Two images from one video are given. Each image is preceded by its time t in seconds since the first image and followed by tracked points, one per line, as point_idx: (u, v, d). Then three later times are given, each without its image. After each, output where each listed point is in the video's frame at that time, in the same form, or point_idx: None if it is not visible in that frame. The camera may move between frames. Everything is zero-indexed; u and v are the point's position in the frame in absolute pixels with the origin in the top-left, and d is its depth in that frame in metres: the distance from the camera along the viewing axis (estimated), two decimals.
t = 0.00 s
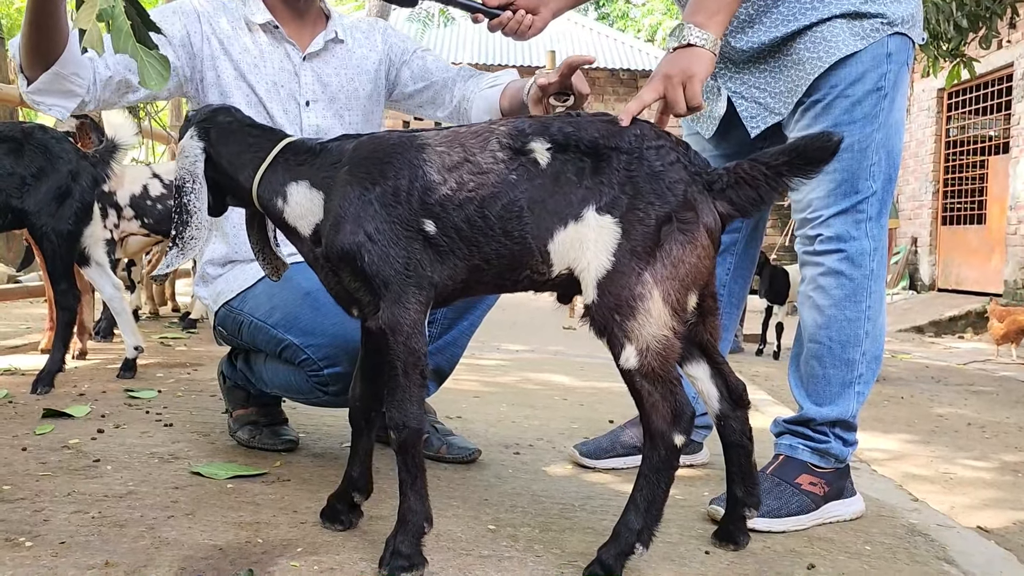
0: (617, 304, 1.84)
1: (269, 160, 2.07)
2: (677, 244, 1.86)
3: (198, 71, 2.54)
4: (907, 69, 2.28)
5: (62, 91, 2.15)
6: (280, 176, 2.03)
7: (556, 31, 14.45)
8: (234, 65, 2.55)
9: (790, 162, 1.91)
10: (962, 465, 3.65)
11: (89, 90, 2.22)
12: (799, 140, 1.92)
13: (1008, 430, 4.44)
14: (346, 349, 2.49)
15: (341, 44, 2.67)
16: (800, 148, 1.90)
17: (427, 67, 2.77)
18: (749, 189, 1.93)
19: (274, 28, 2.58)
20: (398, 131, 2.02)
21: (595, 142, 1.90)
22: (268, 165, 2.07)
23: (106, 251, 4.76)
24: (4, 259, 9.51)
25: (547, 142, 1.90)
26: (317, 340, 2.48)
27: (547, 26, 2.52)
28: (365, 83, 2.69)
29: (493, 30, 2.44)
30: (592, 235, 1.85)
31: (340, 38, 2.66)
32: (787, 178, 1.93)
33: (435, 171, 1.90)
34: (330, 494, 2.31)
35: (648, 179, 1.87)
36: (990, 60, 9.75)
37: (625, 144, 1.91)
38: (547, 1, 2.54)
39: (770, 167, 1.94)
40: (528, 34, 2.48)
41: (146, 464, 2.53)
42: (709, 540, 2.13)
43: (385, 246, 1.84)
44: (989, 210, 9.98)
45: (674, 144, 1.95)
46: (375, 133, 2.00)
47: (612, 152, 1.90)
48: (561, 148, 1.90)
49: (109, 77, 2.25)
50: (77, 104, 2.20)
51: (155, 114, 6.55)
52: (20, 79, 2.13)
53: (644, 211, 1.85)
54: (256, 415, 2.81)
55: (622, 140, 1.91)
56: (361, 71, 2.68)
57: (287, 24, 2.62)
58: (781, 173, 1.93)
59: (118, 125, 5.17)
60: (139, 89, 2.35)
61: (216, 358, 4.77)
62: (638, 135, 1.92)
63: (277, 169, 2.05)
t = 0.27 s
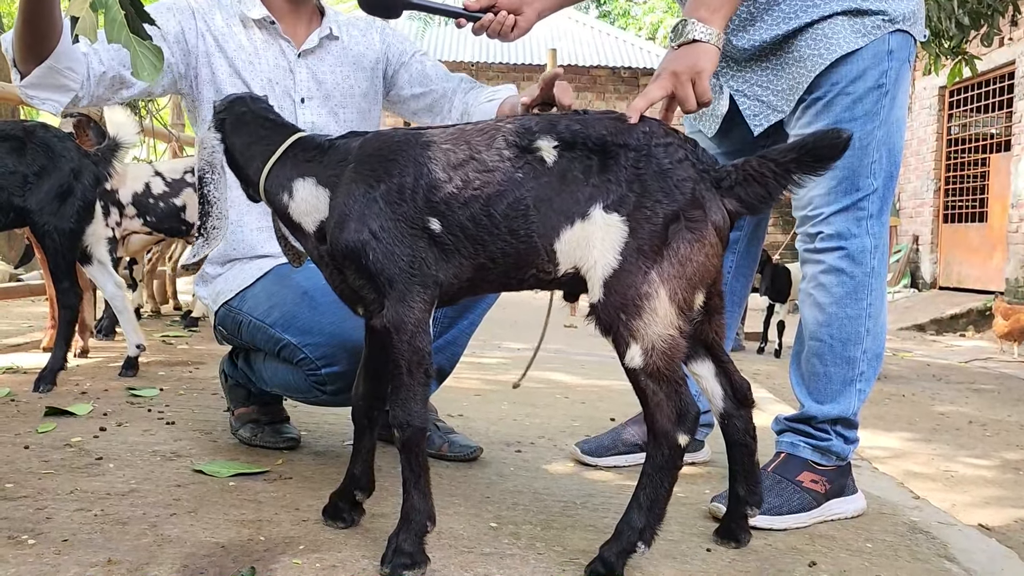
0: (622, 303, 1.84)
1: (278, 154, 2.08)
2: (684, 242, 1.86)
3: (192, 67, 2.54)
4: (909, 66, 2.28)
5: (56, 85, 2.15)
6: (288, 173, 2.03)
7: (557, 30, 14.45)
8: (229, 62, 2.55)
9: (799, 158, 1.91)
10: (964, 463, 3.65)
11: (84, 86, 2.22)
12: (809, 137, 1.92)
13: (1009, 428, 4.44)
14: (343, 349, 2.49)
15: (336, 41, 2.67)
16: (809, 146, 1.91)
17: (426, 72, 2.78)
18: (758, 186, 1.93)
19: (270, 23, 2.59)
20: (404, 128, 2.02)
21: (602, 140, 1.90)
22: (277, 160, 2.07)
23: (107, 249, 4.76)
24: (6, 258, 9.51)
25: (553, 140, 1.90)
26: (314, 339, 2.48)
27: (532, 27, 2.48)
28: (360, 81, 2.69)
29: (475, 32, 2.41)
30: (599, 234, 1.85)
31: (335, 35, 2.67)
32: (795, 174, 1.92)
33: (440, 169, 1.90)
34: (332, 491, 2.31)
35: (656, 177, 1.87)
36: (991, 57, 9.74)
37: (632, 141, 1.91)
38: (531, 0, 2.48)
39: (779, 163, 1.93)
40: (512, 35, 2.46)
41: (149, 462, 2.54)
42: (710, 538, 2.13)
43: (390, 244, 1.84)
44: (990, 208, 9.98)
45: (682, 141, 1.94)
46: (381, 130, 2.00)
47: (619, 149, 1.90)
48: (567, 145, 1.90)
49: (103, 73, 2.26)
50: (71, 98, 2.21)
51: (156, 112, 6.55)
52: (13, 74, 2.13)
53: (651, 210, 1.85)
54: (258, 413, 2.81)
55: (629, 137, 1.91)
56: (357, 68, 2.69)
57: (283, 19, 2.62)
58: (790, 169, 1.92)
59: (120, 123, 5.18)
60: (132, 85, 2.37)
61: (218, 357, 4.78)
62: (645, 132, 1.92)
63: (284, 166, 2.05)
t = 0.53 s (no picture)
0: (626, 301, 1.84)
1: (289, 147, 2.07)
2: (689, 241, 1.86)
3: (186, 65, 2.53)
4: (906, 63, 2.28)
5: (50, 83, 2.16)
6: (293, 169, 2.03)
7: (554, 26, 14.44)
8: (223, 58, 2.55)
9: (803, 154, 1.89)
10: (960, 459, 3.66)
11: (77, 84, 2.23)
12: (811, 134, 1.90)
13: (1006, 424, 4.46)
14: (342, 351, 2.49)
15: (330, 37, 2.67)
16: (813, 142, 1.88)
17: (417, 90, 2.80)
18: (763, 182, 1.93)
19: (266, 18, 2.58)
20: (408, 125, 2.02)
21: (607, 137, 1.90)
22: (285, 156, 2.08)
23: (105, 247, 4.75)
24: (4, 256, 9.51)
25: (558, 138, 1.90)
26: (313, 341, 2.48)
27: (530, 25, 2.48)
28: (355, 79, 2.68)
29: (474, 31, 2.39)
30: (603, 233, 1.85)
31: (330, 33, 2.67)
32: (799, 171, 1.91)
33: (443, 166, 1.89)
34: (331, 488, 2.32)
35: (660, 175, 1.87)
36: (989, 54, 9.76)
37: (637, 139, 1.90)
38: None
39: (784, 160, 1.91)
40: (510, 33, 2.44)
41: (147, 460, 2.54)
42: (708, 534, 2.13)
43: (392, 241, 1.84)
44: (987, 205, 10.00)
45: (687, 138, 1.94)
46: (384, 127, 2.00)
47: (624, 147, 1.90)
48: (572, 143, 1.90)
49: (97, 71, 2.27)
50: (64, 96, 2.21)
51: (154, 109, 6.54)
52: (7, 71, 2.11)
53: (656, 208, 1.85)
54: (256, 411, 2.82)
55: (634, 135, 1.91)
56: (352, 66, 2.68)
57: (279, 15, 2.63)
58: (794, 166, 1.90)
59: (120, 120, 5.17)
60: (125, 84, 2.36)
61: (216, 354, 4.78)
62: (649, 130, 1.92)
63: (292, 159, 2.05)
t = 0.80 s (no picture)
0: (621, 296, 1.83)
1: (285, 142, 2.05)
2: (685, 235, 1.86)
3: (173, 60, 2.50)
4: (897, 56, 2.28)
5: (38, 83, 2.12)
6: (288, 162, 2.01)
7: (546, 23, 14.42)
8: (210, 54, 2.53)
9: (802, 148, 1.88)
10: (951, 452, 3.67)
11: (65, 84, 2.19)
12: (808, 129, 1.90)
13: (996, 418, 4.47)
14: (333, 344, 2.49)
15: (318, 33, 2.66)
16: (812, 136, 1.87)
17: (392, 93, 2.73)
18: (761, 175, 1.93)
19: (252, 15, 2.56)
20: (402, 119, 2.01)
21: (603, 132, 1.89)
22: (279, 149, 2.05)
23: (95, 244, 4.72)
24: None
25: (553, 132, 1.89)
26: (304, 334, 2.47)
27: (523, 20, 2.47)
28: (342, 75, 2.67)
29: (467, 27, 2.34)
30: (598, 228, 1.84)
31: (318, 28, 2.66)
32: (799, 165, 1.90)
33: (437, 160, 1.88)
34: (321, 484, 2.30)
35: (657, 170, 1.86)
36: (979, 49, 9.79)
37: (634, 133, 1.89)
38: None
39: (782, 154, 1.91)
40: (502, 29, 2.42)
41: (136, 457, 2.52)
42: (700, 528, 2.13)
43: (385, 235, 1.83)
44: (977, 199, 10.03)
45: (683, 132, 1.93)
46: (378, 121, 1.99)
47: (621, 141, 1.89)
48: (567, 137, 1.89)
49: (85, 70, 2.23)
50: (53, 96, 2.17)
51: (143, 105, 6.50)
52: None
53: (652, 203, 1.84)
54: (246, 407, 2.80)
55: (630, 129, 1.90)
56: (339, 62, 2.66)
57: (266, 12, 2.61)
58: (793, 160, 1.90)
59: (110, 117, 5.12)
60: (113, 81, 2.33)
61: (206, 351, 4.75)
62: (646, 125, 1.91)
63: (287, 152, 2.03)
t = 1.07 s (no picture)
0: (601, 298, 1.82)
1: (268, 143, 2.03)
2: (666, 237, 1.85)
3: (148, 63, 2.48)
4: (879, 56, 2.28)
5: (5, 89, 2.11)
6: (269, 166, 2.00)
7: (532, 22, 14.41)
8: (185, 58, 2.50)
9: (783, 153, 1.88)
10: (936, 450, 3.69)
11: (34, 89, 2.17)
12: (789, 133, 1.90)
13: (980, 414, 4.49)
14: (314, 344, 2.46)
15: (297, 37, 2.64)
16: (794, 143, 1.87)
17: (365, 92, 2.64)
18: (741, 179, 1.91)
19: (227, 17, 2.54)
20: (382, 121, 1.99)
21: (584, 133, 1.88)
22: (260, 150, 2.04)
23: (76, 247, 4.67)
24: None
25: (533, 132, 1.88)
26: (287, 335, 2.44)
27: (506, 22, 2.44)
28: (321, 79, 2.65)
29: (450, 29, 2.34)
30: (578, 229, 1.83)
31: (297, 31, 2.64)
32: (779, 170, 1.90)
33: (417, 162, 1.87)
34: (304, 490, 2.29)
35: (637, 172, 1.86)
36: (962, 47, 9.86)
37: (615, 136, 1.89)
38: None
39: (763, 158, 1.90)
40: (485, 32, 2.40)
41: (116, 464, 2.49)
42: (684, 531, 2.12)
43: (366, 238, 1.81)
44: (962, 196, 10.09)
45: (666, 135, 1.92)
46: (357, 124, 1.97)
47: (602, 144, 1.88)
48: (548, 138, 1.88)
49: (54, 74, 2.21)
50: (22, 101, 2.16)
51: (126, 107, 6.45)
52: None
53: (632, 205, 1.83)
54: (229, 412, 2.78)
55: (612, 133, 1.89)
56: (318, 65, 2.65)
57: (244, 15, 2.61)
58: (774, 164, 1.89)
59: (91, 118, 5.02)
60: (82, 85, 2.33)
61: (190, 354, 4.72)
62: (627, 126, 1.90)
63: (269, 157, 2.01)
